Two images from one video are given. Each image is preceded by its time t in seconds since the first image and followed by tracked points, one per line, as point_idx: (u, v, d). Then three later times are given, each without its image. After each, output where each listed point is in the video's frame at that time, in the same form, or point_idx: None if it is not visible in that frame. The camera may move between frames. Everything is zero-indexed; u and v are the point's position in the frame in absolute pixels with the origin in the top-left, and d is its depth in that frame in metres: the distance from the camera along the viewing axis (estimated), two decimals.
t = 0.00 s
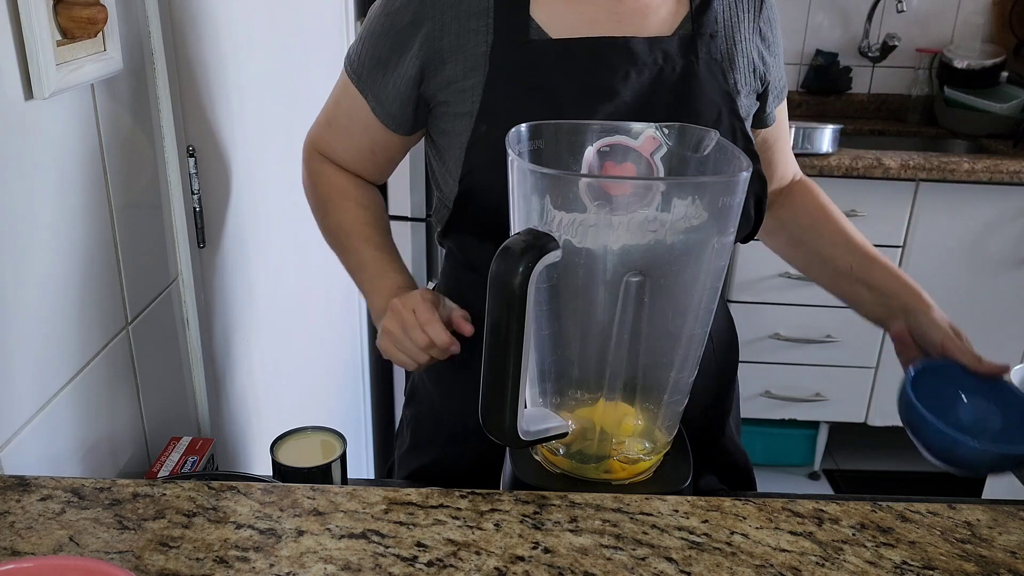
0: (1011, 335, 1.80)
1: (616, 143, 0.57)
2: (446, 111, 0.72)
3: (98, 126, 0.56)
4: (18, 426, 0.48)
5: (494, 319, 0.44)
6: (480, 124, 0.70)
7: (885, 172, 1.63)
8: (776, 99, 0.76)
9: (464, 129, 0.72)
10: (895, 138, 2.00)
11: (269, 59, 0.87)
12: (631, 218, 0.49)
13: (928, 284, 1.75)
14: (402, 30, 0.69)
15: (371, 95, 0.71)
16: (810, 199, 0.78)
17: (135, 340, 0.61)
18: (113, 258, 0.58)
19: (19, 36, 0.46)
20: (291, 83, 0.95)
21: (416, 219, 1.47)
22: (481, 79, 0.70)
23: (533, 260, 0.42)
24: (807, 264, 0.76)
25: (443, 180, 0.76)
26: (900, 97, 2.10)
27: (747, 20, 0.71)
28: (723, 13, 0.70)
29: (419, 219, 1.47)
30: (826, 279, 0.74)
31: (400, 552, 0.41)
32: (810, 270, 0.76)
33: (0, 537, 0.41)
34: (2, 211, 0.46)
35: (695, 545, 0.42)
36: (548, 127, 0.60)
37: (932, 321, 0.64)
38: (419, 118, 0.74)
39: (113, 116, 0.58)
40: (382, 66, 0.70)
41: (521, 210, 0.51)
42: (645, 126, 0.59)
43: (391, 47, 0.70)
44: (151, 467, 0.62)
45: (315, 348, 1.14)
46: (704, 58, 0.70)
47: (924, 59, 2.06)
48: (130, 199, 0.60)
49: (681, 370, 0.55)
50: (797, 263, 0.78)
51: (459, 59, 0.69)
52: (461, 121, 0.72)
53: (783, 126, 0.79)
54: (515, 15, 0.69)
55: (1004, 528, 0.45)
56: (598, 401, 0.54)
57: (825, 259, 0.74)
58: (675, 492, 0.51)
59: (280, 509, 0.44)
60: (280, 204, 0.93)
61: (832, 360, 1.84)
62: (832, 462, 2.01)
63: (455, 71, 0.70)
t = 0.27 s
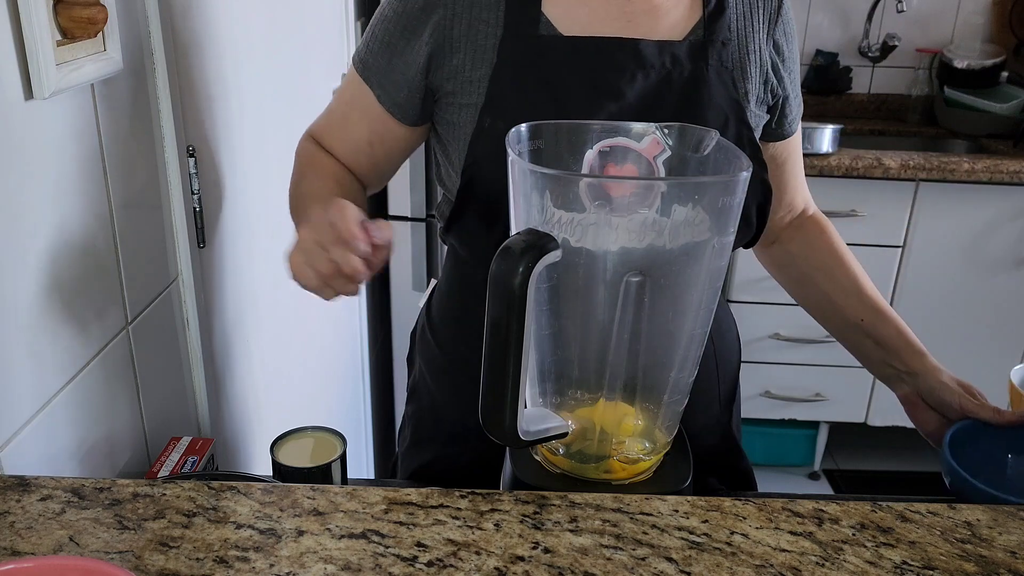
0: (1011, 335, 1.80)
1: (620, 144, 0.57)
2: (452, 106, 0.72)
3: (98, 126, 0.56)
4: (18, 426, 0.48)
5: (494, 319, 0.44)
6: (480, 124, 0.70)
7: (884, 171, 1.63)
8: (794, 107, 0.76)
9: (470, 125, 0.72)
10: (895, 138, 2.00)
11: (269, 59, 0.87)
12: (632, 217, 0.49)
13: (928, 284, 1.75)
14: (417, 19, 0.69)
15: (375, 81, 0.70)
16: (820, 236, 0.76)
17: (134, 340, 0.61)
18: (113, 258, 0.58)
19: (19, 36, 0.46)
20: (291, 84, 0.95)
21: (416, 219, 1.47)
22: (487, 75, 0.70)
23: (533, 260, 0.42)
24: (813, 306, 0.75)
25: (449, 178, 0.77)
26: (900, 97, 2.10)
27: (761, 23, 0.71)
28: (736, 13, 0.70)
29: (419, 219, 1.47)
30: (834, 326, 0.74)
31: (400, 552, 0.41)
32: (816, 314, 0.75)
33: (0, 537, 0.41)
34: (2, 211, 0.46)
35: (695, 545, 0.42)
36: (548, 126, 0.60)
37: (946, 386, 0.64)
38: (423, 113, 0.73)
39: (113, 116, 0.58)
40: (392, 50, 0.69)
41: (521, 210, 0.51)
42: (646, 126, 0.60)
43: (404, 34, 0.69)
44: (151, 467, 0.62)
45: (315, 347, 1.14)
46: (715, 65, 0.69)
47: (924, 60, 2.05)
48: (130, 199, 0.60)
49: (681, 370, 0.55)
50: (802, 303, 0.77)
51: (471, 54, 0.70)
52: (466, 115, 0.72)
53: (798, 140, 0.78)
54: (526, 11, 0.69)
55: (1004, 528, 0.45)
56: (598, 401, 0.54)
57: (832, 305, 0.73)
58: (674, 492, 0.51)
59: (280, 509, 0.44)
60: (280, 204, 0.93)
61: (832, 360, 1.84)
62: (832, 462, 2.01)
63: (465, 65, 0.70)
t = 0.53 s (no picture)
0: (1011, 335, 1.80)
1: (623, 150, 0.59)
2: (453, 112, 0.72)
3: (98, 127, 0.56)
4: (18, 426, 0.48)
5: (494, 319, 0.44)
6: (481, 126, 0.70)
7: (884, 171, 1.63)
8: (807, 110, 0.76)
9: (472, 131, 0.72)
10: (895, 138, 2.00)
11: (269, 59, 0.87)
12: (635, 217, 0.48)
13: (928, 284, 1.75)
14: (423, 23, 0.69)
15: (381, 91, 0.68)
16: (833, 243, 0.77)
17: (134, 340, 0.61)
18: (113, 259, 0.58)
19: (19, 36, 0.46)
20: (291, 85, 0.95)
21: (416, 219, 1.47)
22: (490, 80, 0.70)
23: (533, 260, 0.42)
24: (824, 313, 0.76)
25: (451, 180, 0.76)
26: (900, 97, 2.10)
27: (771, 24, 0.70)
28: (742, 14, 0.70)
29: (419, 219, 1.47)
30: (844, 333, 0.75)
31: (400, 552, 0.41)
32: (826, 320, 0.77)
33: None
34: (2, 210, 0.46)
35: (695, 545, 0.42)
36: (548, 126, 0.60)
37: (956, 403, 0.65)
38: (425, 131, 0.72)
39: (113, 116, 0.58)
40: (399, 57, 0.68)
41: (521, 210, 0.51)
42: (647, 127, 0.60)
43: (412, 39, 0.69)
44: (151, 467, 0.62)
45: (315, 348, 1.14)
46: (720, 67, 0.69)
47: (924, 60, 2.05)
48: (130, 199, 0.61)
49: (681, 370, 0.55)
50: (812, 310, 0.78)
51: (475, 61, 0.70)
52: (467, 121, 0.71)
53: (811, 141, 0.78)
54: (529, 14, 0.69)
55: (1004, 528, 0.45)
56: (598, 401, 0.54)
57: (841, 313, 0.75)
58: (675, 492, 0.51)
59: (280, 509, 0.44)
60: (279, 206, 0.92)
61: (832, 360, 1.84)
62: (832, 462, 2.01)
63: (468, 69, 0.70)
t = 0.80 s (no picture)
0: (1011, 335, 1.80)
1: (624, 153, 0.57)
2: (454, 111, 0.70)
3: (98, 127, 0.56)
4: (22, 426, 0.48)
5: (494, 320, 0.44)
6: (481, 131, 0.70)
7: (885, 171, 1.63)
8: (805, 106, 0.75)
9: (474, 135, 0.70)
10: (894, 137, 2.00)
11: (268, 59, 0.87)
12: (635, 218, 0.48)
13: (928, 284, 1.75)
14: (423, 12, 0.66)
15: (386, 76, 0.63)
16: (837, 241, 0.77)
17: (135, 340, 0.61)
18: (114, 259, 0.58)
19: (19, 36, 0.46)
20: (290, 85, 0.95)
21: (416, 219, 1.47)
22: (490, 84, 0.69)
23: (533, 260, 0.42)
24: (831, 311, 0.76)
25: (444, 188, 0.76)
26: (900, 97, 2.10)
27: (769, 21, 0.70)
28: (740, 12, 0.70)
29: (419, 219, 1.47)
30: (851, 330, 0.75)
31: (400, 552, 0.41)
32: (833, 318, 0.77)
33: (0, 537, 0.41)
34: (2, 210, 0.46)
35: (695, 545, 0.42)
36: (548, 127, 0.60)
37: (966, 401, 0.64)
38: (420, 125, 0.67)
39: (113, 116, 0.58)
40: (402, 42, 0.64)
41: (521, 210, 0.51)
42: (646, 128, 0.60)
43: (413, 26, 0.65)
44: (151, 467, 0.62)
45: (315, 348, 1.14)
46: (719, 68, 0.69)
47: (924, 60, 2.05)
48: (130, 199, 0.61)
49: (681, 370, 0.55)
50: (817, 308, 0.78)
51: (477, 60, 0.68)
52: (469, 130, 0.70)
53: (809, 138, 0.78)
54: (529, 15, 0.68)
55: (1004, 528, 0.45)
56: (598, 402, 0.54)
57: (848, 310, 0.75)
58: (674, 492, 0.51)
59: (280, 509, 0.44)
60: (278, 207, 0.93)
61: (832, 360, 1.84)
62: (832, 462, 2.01)
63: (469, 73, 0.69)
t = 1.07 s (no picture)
0: (1011, 335, 1.80)
1: (623, 154, 0.58)
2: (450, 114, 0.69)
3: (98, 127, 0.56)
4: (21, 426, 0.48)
5: (494, 320, 0.44)
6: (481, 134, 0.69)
7: (884, 171, 1.64)
8: (800, 102, 0.75)
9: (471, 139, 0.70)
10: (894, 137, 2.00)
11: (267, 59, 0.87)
12: (635, 218, 0.48)
13: (928, 284, 1.75)
14: (415, 10, 0.65)
15: (379, 76, 0.62)
16: (843, 243, 0.77)
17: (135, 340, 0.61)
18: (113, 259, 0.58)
19: (19, 36, 0.46)
20: (290, 85, 0.95)
21: (416, 219, 1.47)
22: (487, 88, 0.68)
23: (533, 260, 0.42)
24: (835, 313, 0.77)
25: (439, 191, 0.76)
26: (900, 97, 2.10)
27: (760, 20, 0.71)
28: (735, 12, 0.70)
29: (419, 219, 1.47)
30: (856, 333, 0.76)
31: (400, 552, 0.41)
32: (837, 320, 0.77)
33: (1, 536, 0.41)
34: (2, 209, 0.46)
35: (695, 545, 0.42)
36: (548, 127, 0.60)
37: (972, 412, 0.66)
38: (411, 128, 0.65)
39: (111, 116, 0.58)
40: (395, 41, 0.63)
41: (522, 210, 0.51)
42: (646, 128, 0.60)
43: (405, 23, 0.65)
44: (151, 467, 0.63)
45: (314, 348, 1.14)
46: (714, 67, 0.69)
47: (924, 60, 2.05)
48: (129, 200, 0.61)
49: (681, 369, 0.55)
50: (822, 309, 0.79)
51: (472, 63, 0.68)
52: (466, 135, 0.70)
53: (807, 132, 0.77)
54: (523, 18, 0.67)
55: (1004, 528, 0.45)
56: (598, 401, 0.54)
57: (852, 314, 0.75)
58: (675, 492, 0.51)
59: (279, 509, 0.44)
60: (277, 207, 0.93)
61: (831, 360, 1.84)
62: (832, 462, 2.01)
63: (465, 77, 0.68)
